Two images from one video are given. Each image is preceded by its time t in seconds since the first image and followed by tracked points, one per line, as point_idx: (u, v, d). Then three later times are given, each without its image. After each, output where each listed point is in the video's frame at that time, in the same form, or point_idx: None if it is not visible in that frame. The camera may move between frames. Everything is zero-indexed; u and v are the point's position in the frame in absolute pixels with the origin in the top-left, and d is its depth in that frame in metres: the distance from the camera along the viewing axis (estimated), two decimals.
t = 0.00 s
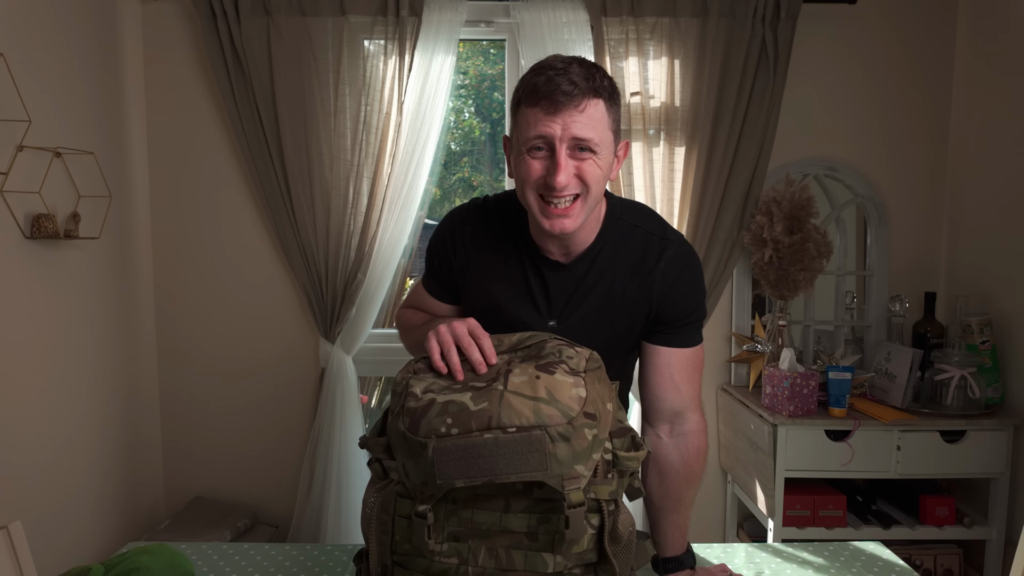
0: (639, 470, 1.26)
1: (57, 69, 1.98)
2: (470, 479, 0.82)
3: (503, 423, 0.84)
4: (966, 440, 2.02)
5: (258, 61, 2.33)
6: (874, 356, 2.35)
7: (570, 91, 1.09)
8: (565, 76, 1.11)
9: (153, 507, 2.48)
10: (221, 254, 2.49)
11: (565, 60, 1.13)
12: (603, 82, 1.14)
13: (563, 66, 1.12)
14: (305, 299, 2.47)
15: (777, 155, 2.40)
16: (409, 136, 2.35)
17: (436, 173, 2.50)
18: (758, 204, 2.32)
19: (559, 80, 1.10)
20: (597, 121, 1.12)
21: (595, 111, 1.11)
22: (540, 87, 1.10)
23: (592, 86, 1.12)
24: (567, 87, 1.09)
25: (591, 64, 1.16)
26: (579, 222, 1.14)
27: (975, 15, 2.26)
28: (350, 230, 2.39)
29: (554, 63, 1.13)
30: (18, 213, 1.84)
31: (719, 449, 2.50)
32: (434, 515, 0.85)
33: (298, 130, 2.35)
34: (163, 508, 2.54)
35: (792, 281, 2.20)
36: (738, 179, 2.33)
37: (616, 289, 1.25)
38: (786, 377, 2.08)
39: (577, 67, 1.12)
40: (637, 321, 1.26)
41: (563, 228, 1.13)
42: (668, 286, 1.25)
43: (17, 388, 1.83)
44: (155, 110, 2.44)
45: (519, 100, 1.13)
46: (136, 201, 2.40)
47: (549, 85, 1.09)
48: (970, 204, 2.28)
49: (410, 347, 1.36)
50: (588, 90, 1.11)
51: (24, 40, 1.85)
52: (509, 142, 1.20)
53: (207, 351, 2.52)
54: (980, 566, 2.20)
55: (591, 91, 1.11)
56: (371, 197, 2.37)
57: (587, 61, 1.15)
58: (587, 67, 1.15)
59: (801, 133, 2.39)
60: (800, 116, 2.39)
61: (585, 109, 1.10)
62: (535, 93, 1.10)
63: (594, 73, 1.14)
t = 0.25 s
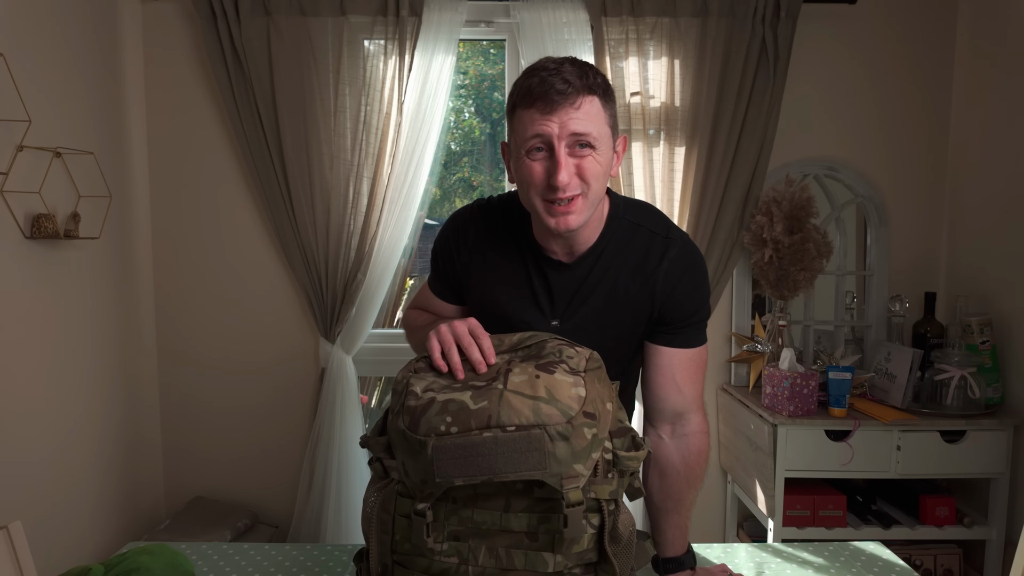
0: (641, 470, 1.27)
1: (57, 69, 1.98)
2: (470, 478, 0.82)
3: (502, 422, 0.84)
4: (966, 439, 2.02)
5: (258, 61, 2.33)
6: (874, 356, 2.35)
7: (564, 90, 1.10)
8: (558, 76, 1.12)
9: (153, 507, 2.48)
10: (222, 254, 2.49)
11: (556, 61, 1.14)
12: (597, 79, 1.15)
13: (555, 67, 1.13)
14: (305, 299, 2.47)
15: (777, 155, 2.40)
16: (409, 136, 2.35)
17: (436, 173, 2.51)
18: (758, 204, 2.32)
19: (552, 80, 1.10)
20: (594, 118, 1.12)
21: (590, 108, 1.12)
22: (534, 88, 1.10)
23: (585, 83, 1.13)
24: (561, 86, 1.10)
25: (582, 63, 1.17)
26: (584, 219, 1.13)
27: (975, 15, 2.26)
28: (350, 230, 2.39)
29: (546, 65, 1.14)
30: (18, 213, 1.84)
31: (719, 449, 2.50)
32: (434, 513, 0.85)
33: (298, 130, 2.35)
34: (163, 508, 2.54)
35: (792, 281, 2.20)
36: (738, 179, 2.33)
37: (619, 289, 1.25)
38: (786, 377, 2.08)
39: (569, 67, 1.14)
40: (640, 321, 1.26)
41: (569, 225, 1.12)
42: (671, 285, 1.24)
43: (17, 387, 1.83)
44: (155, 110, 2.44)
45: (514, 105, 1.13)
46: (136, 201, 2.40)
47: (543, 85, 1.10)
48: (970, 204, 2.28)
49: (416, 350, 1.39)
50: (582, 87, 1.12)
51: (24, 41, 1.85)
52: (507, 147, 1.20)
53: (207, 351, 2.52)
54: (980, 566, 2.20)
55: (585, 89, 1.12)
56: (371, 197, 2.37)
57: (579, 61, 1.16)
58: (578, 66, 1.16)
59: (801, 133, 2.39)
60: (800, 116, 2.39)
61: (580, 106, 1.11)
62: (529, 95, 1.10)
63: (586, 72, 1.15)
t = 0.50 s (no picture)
0: (641, 470, 1.27)
1: (57, 69, 1.98)
2: (468, 477, 0.82)
3: (501, 421, 0.84)
4: (966, 439, 2.02)
5: (258, 61, 2.33)
6: (874, 356, 2.35)
7: (564, 93, 1.09)
8: (556, 79, 1.11)
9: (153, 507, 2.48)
10: (222, 255, 2.49)
11: (554, 63, 1.14)
12: (595, 81, 1.15)
13: (553, 69, 1.13)
14: (305, 299, 2.47)
15: (777, 155, 2.40)
16: (409, 136, 2.35)
17: (436, 173, 2.50)
18: (758, 204, 2.32)
19: (551, 84, 1.10)
20: (593, 121, 1.12)
21: (590, 111, 1.12)
22: (533, 92, 1.10)
23: (584, 86, 1.12)
24: (561, 90, 1.09)
25: (580, 65, 1.17)
26: (584, 221, 1.14)
27: (975, 15, 2.26)
28: (350, 231, 2.39)
29: (543, 68, 1.13)
30: (18, 213, 1.84)
31: (719, 449, 2.50)
32: (433, 513, 0.85)
33: (298, 130, 2.35)
34: (163, 508, 2.54)
35: (792, 281, 2.20)
36: (738, 180, 2.33)
37: (619, 289, 1.25)
38: (786, 377, 2.08)
39: (568, 69, 1.13)
40: (639, 320, 1.26)
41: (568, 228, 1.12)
42: (671, 286, 1.24)
43: (17, 387, 1.83)
44: (155, 110, 2.44)
45: (512, 108, 1.13)
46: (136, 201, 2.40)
47: (542, 89, 1.10)
48: (970, 204, 2.28)
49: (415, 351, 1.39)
50: (581, 91, 1.11)
51: (24, 41, 1.85)
52: (505, 150, 1.20)
53: (206, 351, 2.52)
54: (980, 566, 2.20)
55: (584, 92, 1.12)
56: (371, 197, 2.37)
57: (576, 62, 1.15)
58: (576, 68, 1.15)
59: (801, 133, 2.39)
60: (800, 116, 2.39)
61: (580, 109, 1.10)
62: (528, 99, 1.10)
63: (584, 74, 1.15)
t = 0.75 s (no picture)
0: (642, 470, 1.27)
1: (58, 69, 1.98)
2: (467, 475, 0.82)
3: (499, 419, 0.84)
4: (966, 439, 2.02)
5: (258, 61, 2.33)
6: (874, 356, 2.35)
7: (569, 84, 1.10)
8: (563, 71, 1.12)
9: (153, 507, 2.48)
10: (222, 254, 2.49)
11: (563, 57, 1.15)
12: (602, 77, 1.15)
13: (561, 62, 1.14)
14: (305, 299, 2.47)
15: (777, 155, 2.40)
16: (409, 136, 2.35)
17: (436, 173, 2.51)
18: (758, 204, 2.32)
19: (557, 75, 1.11)
20: (597, 114, 1.12)
21: (594, 104, 1.12)
22: (539, 82, 1.10)
23: (591, 80, 1.13)
24: (566, 80, 1.10)
25: (589, 61, 1.18)
26: (583, 217, 1.13)
27: (975, 15, 2.26)
28: (350, 231, 2.39)
29: (551, 61, 1.14)
30: (18, 213, 1.84)
31: (719, 449, 2.50)
32: (433, 512, 0.85)
33: (298, 131, 2.35)
34: (163, 508, 2.55)
35: (792, 281, 2.20)
36: (738, 180, 2.33)
37: (620, 289, 1.25)
38: (786, 377, 2.08)
39: (575, 63, 1.14)
40: (640, 321, 1.26)
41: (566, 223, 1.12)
42: (673, 286, 1.24)
43: (17, 387, 1.83)
44: (156, 110, 2.44)
45: (518, 99, 1.14)
46: (136, 201, 2.40)
47: (548, 79, 1.10)
48: (970, 204, 2.28)
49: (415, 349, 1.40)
50: (587, 83, 1.12)
51: (24, 41, 1.85)
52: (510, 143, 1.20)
53: (206, 351, 2.52)
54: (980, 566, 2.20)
55: (590, 85, 1.12)
56: (371, 197, 2.37)
57: (585, 58, 1.16)
58: (584, 63, 1.16)
59: (801, 133, 2.39)
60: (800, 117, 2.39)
61: (584, 102, 1.11)
62: (534, 89, 1.10)
63: (592, 69, 1.15)
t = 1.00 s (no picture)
0: (643, 469, 1.29)
1: (58, 69, 1.98)
2: (457, 465, 0.83)
3: (487, 410, 0.85)
4: (966, 439, 2.02)
5: (258, 61, 2.33)
6: (874, 356, 2.35)
7: (574, 88, 1.10)
8: (568, 73, 1.11)
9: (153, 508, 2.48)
10: (222, 254, 2.49)
11: (568, 58, 1.14)
12: (606, 79, 1.15)
13: (566, 64, 1.13)
14: (305, 299, 2.47)
15: (777, 155, 2.40)
16: (409, 136, 2.35)
17: (436, 173, 2.51)
18: (758, 204, 2.32)
19: (562, 78, 1.10)
20: (601, 118, 1.12)
21: (599, 108, 1.12)
22: (544, 85, 1.10)
23: (595, 83, 1.12)
24: (571, 85, 1.10)
25: (593, 61, 1.17)
26: (586, 220, 1.13)
27: (975, 15, 2.26)
28: (350, 231, 2.39)
29: (556, 62, 1.14)
30: (17, 213, 1.84)
31: (719, 449, 2.50)
32: (427, 508, 0.85)
33: (298, 131, 2.35)
34: (163, 508, 2.54)
35: (792, 281, 2.20)
36: (738, 180, 2.33)
37: (622, 289, 1.25)
38: (786, 377, 2.08)
39: (581, 65, 1.13)
40: (641, 323, 1.26)
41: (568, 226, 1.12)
42: (674, 286, 1.24)
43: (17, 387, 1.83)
44: (156, 110, 2.44)
45: (522, 100, 1.13)
46: (136, 201, 2.40)
47: (553, 82, 1.10)
48: (970, 204, 2.28)
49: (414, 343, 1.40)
50: (592, 87, 1.11)
51: (24, 41, 1.85)
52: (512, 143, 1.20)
53: (207, 351, 2.52)
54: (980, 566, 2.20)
55: (595, 89, 1.12)
56: (371, 197, 2.37)
57: (590, 60, 1.16)
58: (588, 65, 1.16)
59: (801, 133, 2.39)
60: (799, 117, 2.39)
61: (589, 105, 1.11)
62: (538, 91, 1.10)
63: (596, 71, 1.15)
